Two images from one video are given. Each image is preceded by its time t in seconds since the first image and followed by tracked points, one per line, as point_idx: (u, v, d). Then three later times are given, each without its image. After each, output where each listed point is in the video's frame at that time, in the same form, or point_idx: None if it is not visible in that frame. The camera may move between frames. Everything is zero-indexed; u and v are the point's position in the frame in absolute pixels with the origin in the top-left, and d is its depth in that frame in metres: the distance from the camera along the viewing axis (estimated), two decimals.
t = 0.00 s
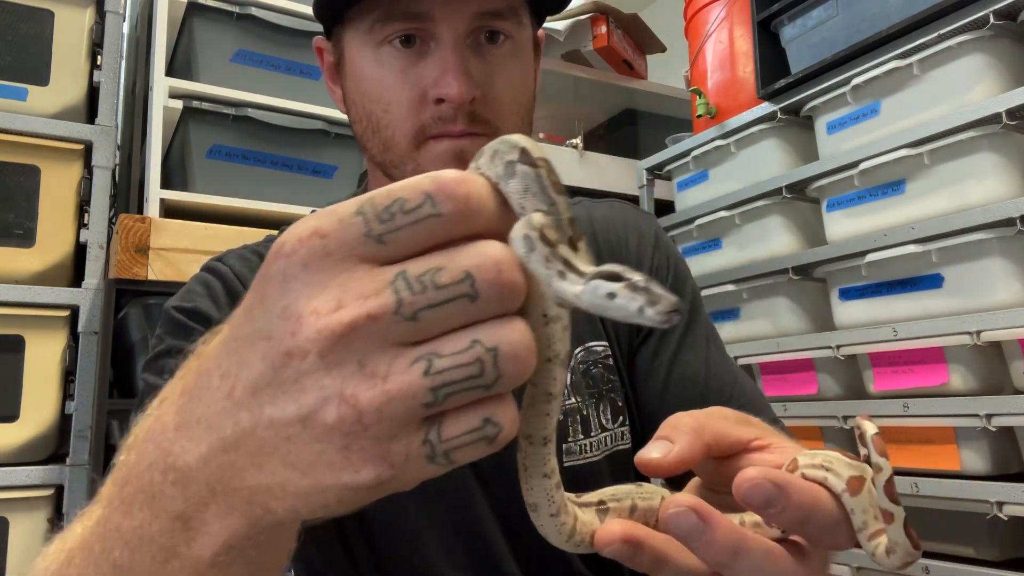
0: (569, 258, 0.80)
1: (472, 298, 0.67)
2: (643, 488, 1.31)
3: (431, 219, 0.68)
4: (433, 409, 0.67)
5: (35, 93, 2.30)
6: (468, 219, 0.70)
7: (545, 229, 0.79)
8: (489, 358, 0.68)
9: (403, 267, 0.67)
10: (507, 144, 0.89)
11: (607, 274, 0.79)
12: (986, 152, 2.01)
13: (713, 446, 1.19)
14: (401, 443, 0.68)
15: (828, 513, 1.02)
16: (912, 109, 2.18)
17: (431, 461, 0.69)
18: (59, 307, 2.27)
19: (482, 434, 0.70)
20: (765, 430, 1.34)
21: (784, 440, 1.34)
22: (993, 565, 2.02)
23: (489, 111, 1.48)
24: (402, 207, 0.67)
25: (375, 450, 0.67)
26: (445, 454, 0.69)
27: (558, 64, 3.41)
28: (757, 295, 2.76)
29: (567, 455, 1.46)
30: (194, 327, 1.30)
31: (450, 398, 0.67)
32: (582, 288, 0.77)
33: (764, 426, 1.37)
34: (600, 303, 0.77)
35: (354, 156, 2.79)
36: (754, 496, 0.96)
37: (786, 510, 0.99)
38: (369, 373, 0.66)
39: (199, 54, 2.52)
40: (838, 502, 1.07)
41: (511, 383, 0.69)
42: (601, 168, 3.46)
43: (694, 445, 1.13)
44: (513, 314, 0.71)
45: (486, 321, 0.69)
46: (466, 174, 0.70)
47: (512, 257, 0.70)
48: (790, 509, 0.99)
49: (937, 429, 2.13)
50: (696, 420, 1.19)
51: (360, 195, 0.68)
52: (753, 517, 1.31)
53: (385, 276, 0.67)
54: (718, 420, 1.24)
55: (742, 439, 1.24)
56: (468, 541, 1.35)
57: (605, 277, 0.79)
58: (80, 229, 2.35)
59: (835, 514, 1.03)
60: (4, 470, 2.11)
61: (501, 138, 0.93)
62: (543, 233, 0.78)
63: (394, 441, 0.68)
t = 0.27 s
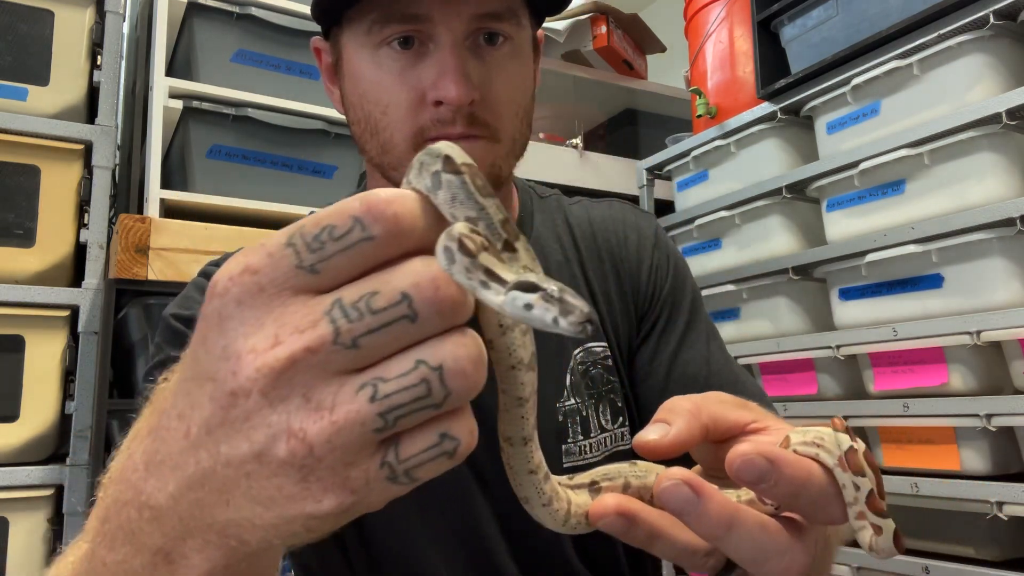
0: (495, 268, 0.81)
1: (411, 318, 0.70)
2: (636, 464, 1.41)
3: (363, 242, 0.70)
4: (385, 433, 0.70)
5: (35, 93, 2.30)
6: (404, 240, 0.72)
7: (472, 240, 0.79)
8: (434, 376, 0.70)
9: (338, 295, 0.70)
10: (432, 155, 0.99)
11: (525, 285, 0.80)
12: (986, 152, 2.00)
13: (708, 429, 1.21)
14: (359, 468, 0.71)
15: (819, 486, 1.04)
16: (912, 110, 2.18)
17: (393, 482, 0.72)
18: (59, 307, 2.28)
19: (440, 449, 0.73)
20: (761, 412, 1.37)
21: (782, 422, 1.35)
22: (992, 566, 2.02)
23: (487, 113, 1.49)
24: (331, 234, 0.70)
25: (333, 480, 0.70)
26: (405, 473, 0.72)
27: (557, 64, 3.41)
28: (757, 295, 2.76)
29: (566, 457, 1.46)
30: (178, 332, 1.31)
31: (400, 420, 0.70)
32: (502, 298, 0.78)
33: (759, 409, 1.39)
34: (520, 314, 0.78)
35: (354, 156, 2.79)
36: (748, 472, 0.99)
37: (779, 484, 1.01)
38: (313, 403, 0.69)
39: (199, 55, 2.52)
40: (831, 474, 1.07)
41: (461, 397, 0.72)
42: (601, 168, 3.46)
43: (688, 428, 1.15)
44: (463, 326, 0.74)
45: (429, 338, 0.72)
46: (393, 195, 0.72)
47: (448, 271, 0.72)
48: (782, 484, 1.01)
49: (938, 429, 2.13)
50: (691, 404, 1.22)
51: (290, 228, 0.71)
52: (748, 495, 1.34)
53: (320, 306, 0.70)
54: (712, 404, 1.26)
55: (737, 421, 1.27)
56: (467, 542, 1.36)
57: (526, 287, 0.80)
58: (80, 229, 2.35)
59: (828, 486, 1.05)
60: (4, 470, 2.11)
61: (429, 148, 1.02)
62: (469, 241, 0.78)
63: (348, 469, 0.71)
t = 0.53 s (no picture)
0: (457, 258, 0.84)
1: (373, 323, 0.71)
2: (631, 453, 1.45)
3: (322, 250, 0.73)
4: (355, 439, 0.72)
5: (35, 93, 2.30)
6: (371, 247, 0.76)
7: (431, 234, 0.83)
8: (400, 380, 0.72)
9: (299, 303, 0.73)
10: (387, 156, 1.04)
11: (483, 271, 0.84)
12: (986, 152, 2.00)
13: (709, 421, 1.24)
14: (331, 476, 0.74)
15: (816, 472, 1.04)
16: (912, 110, 2.18)
17: (369, 487, 0.75)
18: (59, 307, 2.28)
19: (413, 450, 0.75)
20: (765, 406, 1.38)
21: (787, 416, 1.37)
22: (993, 566, 2.02)
23: (487, 114, 1.49)
24: (289, 244, 0.72)
25: (306, 488, 0.73)
26: (380, 477, 0.74)
27: (557, 64, 3.41)
28: (757, 295, 2.76)
29: (566, 457, 1.47)
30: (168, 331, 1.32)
31: (368, 425, 0.72)
32: (463, 286, 0.82)
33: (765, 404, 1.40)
34: (480, 299, 0.82)
35: (354, 156, 2.79)
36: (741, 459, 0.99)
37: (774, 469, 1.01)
38: (280, 413, 0.72)
39: (199, 55, 2.52)
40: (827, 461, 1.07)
41: (428, 400, 0.73)
42: (600, 168, 3.46)
43: (692, 419, 1.18)
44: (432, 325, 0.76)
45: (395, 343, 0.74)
46: (350, 200, 0.74)
47: (408, 272, 0.73)
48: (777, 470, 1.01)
49: (938, 429, 2.13)
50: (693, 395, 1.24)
51: (251, 239, 0.74)
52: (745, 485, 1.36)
53: (282, 317, 0.72)
54: (715, 396, 1.29)
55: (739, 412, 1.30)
56: (466, 541, 1.36)
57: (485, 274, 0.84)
58: (80, 229, 2.35)
59: (824, 473, 1.04)
60: (3, 471, 2.11)
61: (383, 151, 1.05)
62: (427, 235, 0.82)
63: (319, 476, 0.73)
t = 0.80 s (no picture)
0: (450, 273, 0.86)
1: (357, 341, 0.72)
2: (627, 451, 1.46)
3: (303, 270, 0.73)
4: (343, 455, 0.74)
5: (34, 93, 2.29)
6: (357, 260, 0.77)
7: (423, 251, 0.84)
8: (385, 397, 0.73)
9: (282, 323, 0.74)
10: (365, 171, 1.01)
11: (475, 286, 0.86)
12: (986, 152, 2.00)
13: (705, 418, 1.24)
14: (322, 493, 0.76)
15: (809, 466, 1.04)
16: (912, 110, 2.19)
17: (359, 502, 0.77)
18: (59, 307, 2.28)
19: (402, 463, 0.77)
20: (761, 405, 1.39)
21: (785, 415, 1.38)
22: (993, 566, 2.02)
23: (487, 114, 1.49)
24: (270, 264, 0.73)
25: (296, 507, 0.76)
26: (370, 491, 0.77)
27: (557, 64, 3.41)
28: (757, 295, 2.76)
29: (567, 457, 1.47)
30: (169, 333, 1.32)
31: (356, 443, 0.74)
32: (456, 300, 0.84)
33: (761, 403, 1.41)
34: (473, 313, 0.84)
35: (354, 156, 2.79)
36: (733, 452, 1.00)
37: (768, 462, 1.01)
38: (267, 434, 0.74)
39: (199, 55, 2.52)
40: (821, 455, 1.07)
41: (414, 414, 0.75)
42: (600, 168, 3.46)
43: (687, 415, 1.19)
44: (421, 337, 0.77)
45: (380, 359, 0.75)
46: (331, 218, 0.74)
47: (392, 289, 0.74)
48: (769, 464, 1.01)
49: (938, 429, 2.13)
50: (689, 391, 1.25)
51: (231, 260, 0.74)
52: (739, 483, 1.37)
53: (265, 338, 0.74)
54: (710, 393, 1.29)
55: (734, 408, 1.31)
56: (467, 542, 1.36)
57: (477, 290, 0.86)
58: (80, 229, 2.35)
59: (817, 468, 1.04)
60: (3, 471, 2.11)
61: (361, 166, 1.03)
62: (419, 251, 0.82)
63: (310, 493, 0.76)
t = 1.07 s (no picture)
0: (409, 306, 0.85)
1: (320, 383, 0.72)
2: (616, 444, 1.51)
3: (255, 317, 0.72)
4: (319, 498, 0.75)
5: (34, 93, 2.30)
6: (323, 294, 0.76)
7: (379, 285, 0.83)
8: (355, 437, 0.73)
9: (240, 373, 0.73)
10: (309, 207, 0.97)
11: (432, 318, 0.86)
12: (986, 152, 2.00)
13: (697, 412, 1.24)
14: (304, 535, 0.77)
15: (794, 463, 1.04)
16: (912, 110, 2.19)
17: (342, 535, 0.79)
18: (59, 307, 2.28)
19: (383, 494, 0.79)
20: (753, 400, 1.39)
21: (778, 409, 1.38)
22: (993, 566, 2.02)
23: (488, 115, 1.49)
24: (221, 314, 0.72)
25: (281, 549, 0.77)
26: (354, 524, 0.79)
27: (557, 64, 3.41)
28: (757, 295, 2.76)
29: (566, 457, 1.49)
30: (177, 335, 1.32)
31: (330, 485, 0.74)
32: (412, 330, 0.82)
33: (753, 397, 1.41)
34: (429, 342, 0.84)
35: (354, 156, 2.79)
36: (721, 448, 0.98)
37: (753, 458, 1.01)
38: (238, 487, 0.74)
39: (199, 55, 2.52)
40: (806, 452, 1.08)
41: (386, 450, 0.75)
42: (600, 168, 3.46)
43: (679, 409, 1.18)
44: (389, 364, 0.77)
45: (346, 397, 0.74)
46: (281, 259, 0.72)
47: (351, 324, 0.73)
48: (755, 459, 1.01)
49: (938, 430, 2.13)
50: (681, 384, 1.25)
51: (180, 313, 0.73)
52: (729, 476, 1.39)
53: (224, 391, 0.73)
54: (703, 387, 1.29)
55: (727, 403, 1.31)
56: (467, 542, 1.36)
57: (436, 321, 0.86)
58: (80, 229, 2.35)
59: (802, 464, 1.05)
60: (3, 470, 2.11)
61: (303, 202, 0.99)
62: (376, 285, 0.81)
63: (293, 537, 0.77)
